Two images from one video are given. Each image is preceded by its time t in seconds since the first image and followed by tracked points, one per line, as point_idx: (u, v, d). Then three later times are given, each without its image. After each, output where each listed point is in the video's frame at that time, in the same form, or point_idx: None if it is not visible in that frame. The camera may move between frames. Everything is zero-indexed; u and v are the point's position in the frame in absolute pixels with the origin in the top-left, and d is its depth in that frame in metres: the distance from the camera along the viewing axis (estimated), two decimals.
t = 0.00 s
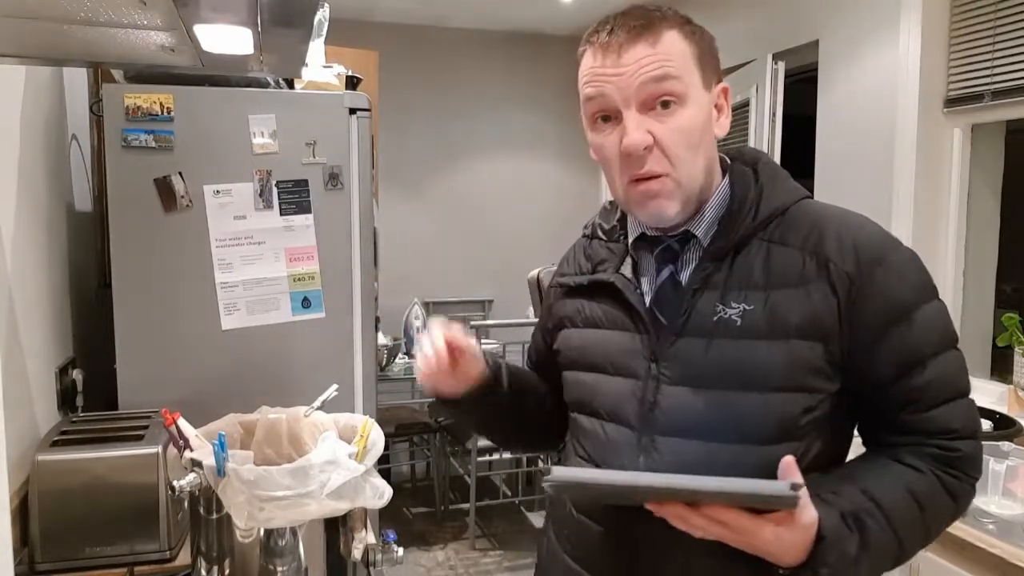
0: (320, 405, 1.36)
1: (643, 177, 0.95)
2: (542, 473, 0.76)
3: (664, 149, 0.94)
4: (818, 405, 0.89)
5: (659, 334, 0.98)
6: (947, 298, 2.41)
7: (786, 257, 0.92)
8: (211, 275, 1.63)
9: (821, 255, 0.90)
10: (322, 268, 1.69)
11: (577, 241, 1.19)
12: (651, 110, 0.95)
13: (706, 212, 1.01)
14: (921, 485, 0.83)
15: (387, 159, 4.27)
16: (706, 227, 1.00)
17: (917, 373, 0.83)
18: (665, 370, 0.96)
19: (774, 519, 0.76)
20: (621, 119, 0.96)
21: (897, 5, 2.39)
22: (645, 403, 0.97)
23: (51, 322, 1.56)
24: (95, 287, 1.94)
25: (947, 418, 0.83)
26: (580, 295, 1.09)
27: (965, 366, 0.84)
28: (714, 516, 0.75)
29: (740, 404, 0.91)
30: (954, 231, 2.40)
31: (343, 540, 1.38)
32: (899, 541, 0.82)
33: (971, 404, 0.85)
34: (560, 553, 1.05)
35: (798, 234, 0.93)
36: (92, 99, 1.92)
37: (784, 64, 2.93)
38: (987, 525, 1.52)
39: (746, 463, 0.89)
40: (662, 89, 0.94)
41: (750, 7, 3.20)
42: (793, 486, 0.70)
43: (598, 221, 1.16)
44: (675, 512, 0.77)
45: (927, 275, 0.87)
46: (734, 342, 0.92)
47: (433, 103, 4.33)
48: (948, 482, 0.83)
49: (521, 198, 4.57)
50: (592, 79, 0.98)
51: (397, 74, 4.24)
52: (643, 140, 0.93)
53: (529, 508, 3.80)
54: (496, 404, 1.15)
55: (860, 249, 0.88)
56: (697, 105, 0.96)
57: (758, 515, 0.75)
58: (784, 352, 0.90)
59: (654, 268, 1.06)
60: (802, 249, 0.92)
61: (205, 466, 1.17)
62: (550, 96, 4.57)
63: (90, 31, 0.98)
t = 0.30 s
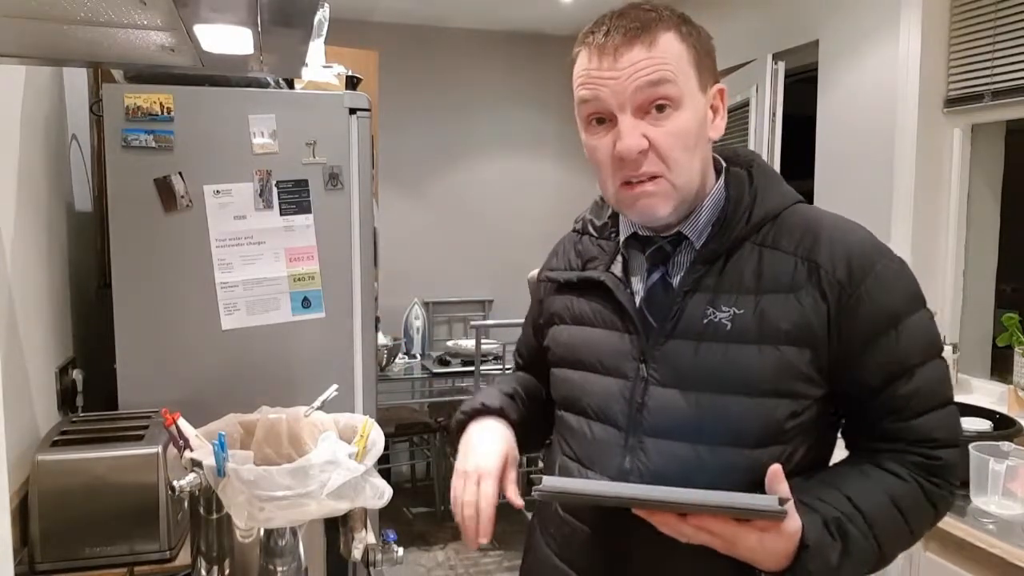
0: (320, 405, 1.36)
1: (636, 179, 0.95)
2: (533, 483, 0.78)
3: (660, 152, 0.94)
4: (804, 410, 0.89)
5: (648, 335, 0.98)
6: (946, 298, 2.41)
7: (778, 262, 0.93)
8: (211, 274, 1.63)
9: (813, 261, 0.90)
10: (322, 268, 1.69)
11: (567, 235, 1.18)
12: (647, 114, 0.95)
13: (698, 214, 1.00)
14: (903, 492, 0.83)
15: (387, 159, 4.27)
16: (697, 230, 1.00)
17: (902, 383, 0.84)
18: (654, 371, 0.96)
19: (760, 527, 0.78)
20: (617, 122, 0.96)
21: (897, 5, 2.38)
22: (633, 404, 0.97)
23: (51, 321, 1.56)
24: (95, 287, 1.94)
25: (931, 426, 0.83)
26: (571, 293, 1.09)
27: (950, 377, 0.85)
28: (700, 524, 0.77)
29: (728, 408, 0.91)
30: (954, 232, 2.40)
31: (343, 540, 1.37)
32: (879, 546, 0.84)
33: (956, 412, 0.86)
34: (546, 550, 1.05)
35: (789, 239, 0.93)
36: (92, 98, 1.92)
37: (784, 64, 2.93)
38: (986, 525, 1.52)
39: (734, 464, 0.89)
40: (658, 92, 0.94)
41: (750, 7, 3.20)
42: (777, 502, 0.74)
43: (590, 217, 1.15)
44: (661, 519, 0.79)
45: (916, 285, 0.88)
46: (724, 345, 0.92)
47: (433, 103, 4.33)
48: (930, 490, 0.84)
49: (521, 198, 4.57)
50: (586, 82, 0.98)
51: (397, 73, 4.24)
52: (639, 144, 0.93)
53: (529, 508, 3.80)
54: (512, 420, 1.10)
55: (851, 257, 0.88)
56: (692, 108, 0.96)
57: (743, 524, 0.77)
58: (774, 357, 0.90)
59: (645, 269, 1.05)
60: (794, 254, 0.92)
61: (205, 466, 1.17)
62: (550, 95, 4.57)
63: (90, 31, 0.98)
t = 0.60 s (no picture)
0: (320, 405, 1.36)
1: (618, 174, 0.95)
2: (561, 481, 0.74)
3: (641, 146, 0.94)
4: (804, 402, 0.91)
5: (647, 334, 0.97)
6: (946, 298, 2.41)
7: (772, 258, 0.94)
8: (211, 274, 1.63)
9: (806, 257, 0.93)
10: (322, 268, 1.70)
11: (547, 239, 1.15)
12: (628, 109, 0.95)
13: (692, 212, 1.01)
14: (900, 480, 0.87)
15: (387, 159, 4.27)
16: (691, 229, 1.01)
17: (891, 373, 0.89)
18: (654, 370, 0.95)
19: (780, 517, 0.78)
20: (599, 117, 0.97)
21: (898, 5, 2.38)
22: (636, 405, 0.95)
23: (51, 321, 1.56)
24: (94, 287, 1.94)
25: (919, 415, 0.89)
26: (559, 296, 1.06)
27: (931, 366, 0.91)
28: (725, 515, 0.76)
29: (732, 405, 0.91)
30: (954, 232, 2.40)
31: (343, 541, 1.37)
32: (882, 534, 0.87)
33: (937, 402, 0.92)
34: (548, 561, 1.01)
35: (782, 236, 0.95)
36: (92, 98, 1.92)
37: (784, 63, 2.93)
38: (987, 525, 1.52)
39: (743, 461, 0.90)
40: (638, 88, 0.95)
41: (750, 7, 3.20)
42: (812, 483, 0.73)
43: (573, 220, 1.12)
44: (688, 513, 0.77)
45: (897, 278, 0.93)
46: (724, 341, 0.93)
47: (433, 103, 4.33)
48: (921, 477, 0.89)
49: (521, 198, 4.57)
50: (571, 79, 0.98)
51: (397, 73, 4.24)
52: (619, 139, 0.93)
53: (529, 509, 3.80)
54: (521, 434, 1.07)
55: (841, 252, 0.92)
56: (673, 104, 0.96)
57: (765, 514, 0.77)
58: (775, 350, 0.91)
59: (638, 269, 1.04)
60: (787, 250, 0.94)
61: (205, 466, 1.17)
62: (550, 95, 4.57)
63: (88, 31, 0.98)
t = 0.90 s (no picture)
0: (320, 405, 1.36)
1: (622, 174, 0.95)
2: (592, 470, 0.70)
3: (645, 146, 0.94)
4: (810, 399, 0.92)
5: (651, 335, 0.97)
6: (946, 298, 2.41)
7: (772, 258, 0.95)
8: (212, 274, 1.63)
9: (805, 255, 0.93)
10: (322, 268, 1.69)
11: (541, 249, 1.15)
12: (631, 110, 0.96)
13: (691, 213, 1.01)
14: (907, 474, 0.87)
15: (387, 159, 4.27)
16: (690, 229, 1.01)
17: (893, 368, 0.89)
18: (661, 370, 0.95)
19: (803, 508, 0.77)
20: (602, 118, 0.97)
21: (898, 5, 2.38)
22: (644, 406, 0.94)
23: (51, 321, 1.56)
24: (95, 287, 1.94)
25: (918, 410, 0.89)
26: (558, 302, 1.06)
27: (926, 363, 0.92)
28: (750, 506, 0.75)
29: (740, 402, 0.91)
30: (954, 232, 2.40)
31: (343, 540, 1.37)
32: (896, 529, 0.86)
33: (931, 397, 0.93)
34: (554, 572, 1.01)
35: (780, 235, 0.96)
36: (92, 98, 1.92)
37: (784, 64, 2.93)
38: (987, 525, 1.52)
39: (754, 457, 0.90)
40: (642, 89, 0.95)
41: (750, 7, 3.20)
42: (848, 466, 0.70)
43: (567, 228, 1.12)
44: (713, 506, 0.75)
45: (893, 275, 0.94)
46: (728, 339, 0.93)
47: (433, 102, 4.33)
48: (924, 471, 0.89)
49: (521, 198, 4.57)
50: (573, 80, 0.98)
51: (397, 73, 4.24)
52: (624, 139, 0.93)
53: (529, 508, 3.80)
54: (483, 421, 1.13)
55: (839, 250, 0.93)
56: (675, 106, 0.97)
57: (788, 505, 0.76)
58: (780, 346, 0.91)
59: (638, 272, 1.04)
60: (786, 249, 0.95)
61: (205, 466, 1.17)
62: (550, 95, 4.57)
63: (88, 31, 0.98)
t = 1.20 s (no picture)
0: (320, 405, 1.36)
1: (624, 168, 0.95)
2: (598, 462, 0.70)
3: (646, 140, 0.94)
4: (814, 394, 0.92)
5: (654, 333, 0.97)
6: (946, 298, 2.41)
7: (773, 254, 0.95)
8: (212, 274, 1.62)
9: (806, 250, 0.94)
10: (322, 268, 1.69)
11: (541, 249, 1.14)
12: (630, 105, 0.96)
13: (693, 210, 1.01)
14: (914, 467, 0.88)
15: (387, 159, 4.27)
16: (692, 227, 1.01)
17: (897, 360, 0.89)
18: (664, 368, 0.95)
19: (810, 501, 0.77)
20: (602, 113, 0.96)
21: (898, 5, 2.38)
22: (648, 404, 0.94)
23: (51, 322, 1.56)
24: (95, 287, 1.94)
25: (923, 403, 0.90)
26: (560, 302, 1.05)
27: (930, 357, 0.92)
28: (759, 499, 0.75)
29: (744, 398, 0.91)
30: (955, 232, 2.40)
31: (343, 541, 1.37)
32: (905, 522, 0.87)
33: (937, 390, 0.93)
34: (562, 572, 1.01)
35: (780, 231, 0.96)
36: (92, 98, 1.92)
37: (784, 64, 2.93)
38: (987, 525, 1.52)
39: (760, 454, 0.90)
40: (641, 83, 0.95)
41: (750, 7, 3.20)
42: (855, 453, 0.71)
43: (568, 228, 1.12)
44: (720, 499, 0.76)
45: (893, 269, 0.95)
46: (732, 336, 0.93)
47: (433, 103, 4.33)
48: (931, 464, 0.89)
49: (521, 198, 4.57)
50: (572, 77, 0.97)
51: (397, 73, 4.24)
52: (624, 133, 0.93)
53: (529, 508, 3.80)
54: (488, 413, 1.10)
55: (839, 244, 0.93)
56: (674, 100, 0.97)
57: (796, 497, 0.76)
58: (783, 341, 0.91)
59: (640, 271, 1.04)
60: (787, 245, 0.95)
61: (205, 466, 1.17)
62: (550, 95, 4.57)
63: (88, 31, 0.98)
